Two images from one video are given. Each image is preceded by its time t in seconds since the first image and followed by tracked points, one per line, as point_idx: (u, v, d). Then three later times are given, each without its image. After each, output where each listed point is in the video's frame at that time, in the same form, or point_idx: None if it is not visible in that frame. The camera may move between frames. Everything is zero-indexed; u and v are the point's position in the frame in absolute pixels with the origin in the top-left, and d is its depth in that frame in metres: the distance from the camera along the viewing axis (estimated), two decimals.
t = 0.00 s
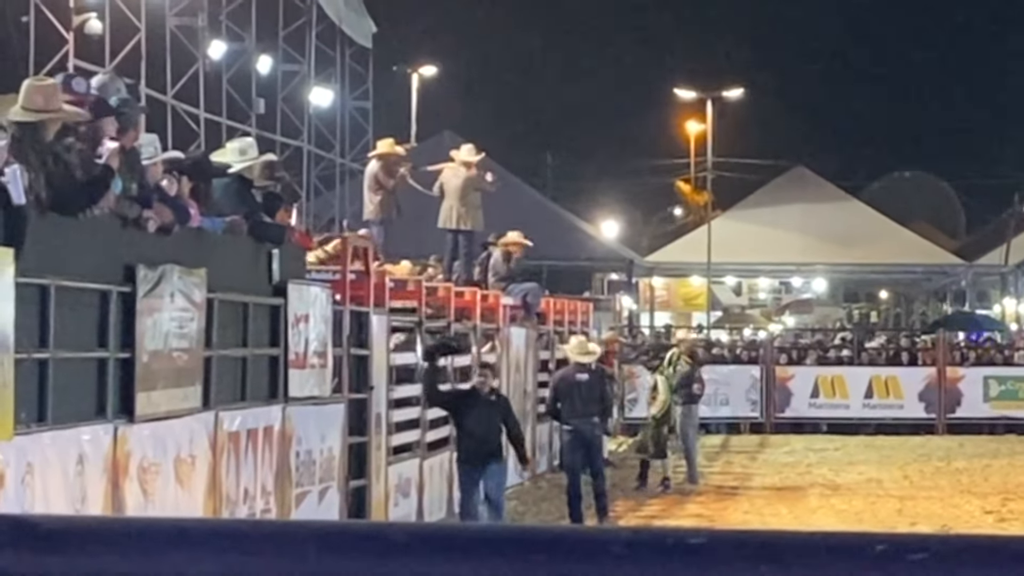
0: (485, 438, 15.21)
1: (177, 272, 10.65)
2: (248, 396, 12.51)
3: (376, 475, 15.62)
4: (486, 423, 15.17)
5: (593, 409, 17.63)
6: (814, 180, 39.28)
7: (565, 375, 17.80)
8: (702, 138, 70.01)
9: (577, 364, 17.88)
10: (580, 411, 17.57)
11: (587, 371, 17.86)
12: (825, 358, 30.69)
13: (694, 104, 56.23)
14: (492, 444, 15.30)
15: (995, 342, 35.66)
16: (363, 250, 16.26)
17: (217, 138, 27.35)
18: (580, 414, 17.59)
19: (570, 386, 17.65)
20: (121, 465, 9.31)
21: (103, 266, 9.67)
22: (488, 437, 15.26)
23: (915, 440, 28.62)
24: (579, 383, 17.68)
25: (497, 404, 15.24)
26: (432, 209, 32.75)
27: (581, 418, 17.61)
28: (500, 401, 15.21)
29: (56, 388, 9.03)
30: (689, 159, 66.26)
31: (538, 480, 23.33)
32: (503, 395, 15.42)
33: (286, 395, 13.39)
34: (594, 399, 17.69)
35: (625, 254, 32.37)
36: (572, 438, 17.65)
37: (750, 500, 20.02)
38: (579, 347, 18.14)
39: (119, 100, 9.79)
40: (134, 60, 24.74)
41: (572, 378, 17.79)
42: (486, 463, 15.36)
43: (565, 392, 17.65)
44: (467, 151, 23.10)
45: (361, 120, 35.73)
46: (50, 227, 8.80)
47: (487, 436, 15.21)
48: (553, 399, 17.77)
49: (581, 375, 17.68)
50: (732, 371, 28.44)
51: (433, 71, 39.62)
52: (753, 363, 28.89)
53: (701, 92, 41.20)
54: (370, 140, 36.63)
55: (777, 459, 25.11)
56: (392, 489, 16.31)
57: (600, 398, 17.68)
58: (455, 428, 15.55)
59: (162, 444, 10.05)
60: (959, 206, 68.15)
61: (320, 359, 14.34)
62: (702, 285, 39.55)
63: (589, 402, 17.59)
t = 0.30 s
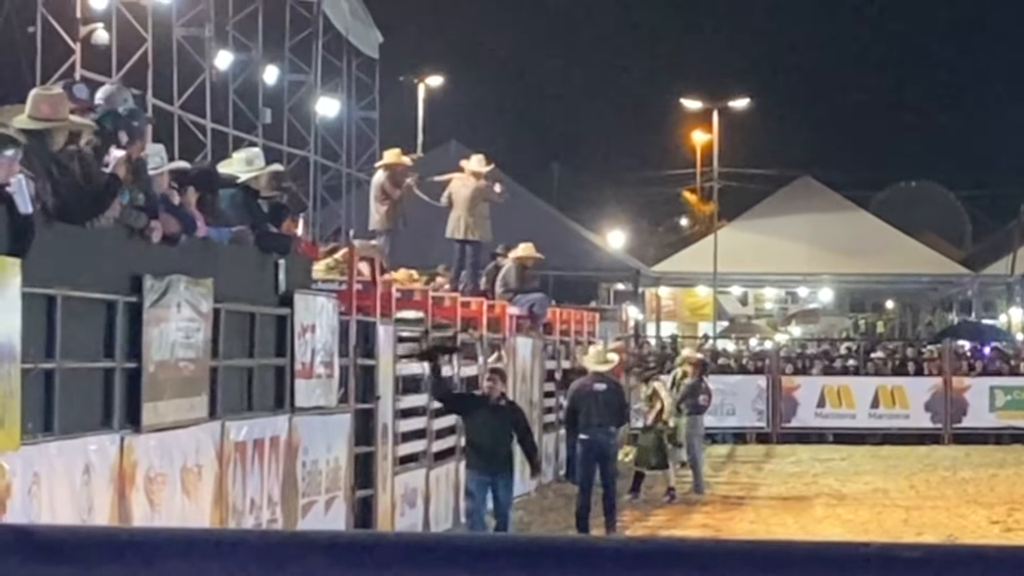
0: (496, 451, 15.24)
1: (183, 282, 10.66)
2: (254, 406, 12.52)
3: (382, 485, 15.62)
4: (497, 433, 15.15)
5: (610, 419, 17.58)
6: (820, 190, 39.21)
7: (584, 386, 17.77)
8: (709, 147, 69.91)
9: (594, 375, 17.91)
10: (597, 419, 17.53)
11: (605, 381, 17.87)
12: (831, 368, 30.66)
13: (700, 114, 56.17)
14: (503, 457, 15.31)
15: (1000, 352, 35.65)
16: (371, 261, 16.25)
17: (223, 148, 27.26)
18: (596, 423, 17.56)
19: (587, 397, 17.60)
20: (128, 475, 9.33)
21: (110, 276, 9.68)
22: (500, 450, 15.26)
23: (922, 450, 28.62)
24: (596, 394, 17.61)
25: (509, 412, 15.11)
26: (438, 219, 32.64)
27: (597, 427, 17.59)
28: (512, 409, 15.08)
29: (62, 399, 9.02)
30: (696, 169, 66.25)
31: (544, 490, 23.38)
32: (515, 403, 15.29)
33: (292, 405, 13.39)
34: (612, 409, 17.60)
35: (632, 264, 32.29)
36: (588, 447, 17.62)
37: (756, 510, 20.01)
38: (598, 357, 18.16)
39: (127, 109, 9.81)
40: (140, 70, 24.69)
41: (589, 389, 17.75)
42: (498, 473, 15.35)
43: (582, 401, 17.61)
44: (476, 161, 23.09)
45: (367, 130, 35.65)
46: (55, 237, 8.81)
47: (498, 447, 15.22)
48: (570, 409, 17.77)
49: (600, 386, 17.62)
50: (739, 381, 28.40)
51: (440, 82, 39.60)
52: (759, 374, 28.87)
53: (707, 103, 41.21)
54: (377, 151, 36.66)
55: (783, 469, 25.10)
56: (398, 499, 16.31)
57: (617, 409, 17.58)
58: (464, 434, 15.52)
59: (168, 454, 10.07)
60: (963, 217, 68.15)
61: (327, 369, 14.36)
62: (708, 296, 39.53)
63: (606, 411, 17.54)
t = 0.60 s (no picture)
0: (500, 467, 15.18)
1: (192, 293, 10.69)
2: (262, 417, 12.55)
3: (389, 497, 15.64)
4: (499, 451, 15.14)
5: (626, 429, 17.61)
6: (828, 200, 39.21)
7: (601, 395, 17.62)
8: (717, 159, 69.96)
9: (611, 385, 17.65)
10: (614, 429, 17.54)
11: (623, 393, 17.66)
12: (838, 379, 30.66)
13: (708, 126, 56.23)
14: (507, 475, 15.30)
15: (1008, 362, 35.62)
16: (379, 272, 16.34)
17: (231, 159, 27.29)
18: (613, 433, 17.57)
19: (604, 407, 17.49)
20: (136, 487, 9.37)
21: (118, 286, 9.73)
22: (502, 468, 15.24)
23: (929, 461, 28.62)
24: (613, 405, 17.51)
25: (505, 428, 15.17)
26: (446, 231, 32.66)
27: (614, 438, 17.59)
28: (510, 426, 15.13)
29: (70, 410, 9.05)
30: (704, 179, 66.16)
31: (551, 501, 23.36)
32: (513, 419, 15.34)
33: (300, 417, 13.41)
34: (628, 420, 17.61)
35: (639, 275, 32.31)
36: (603, 458, 17.70)
37: (764, 521, 20.00)
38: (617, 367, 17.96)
39: (136, 121, 9.92)
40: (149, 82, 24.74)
41: (607, 400, 17.62)
42: (500, 492, 15.36)
43: (600, 412, 17.55)
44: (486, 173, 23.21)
45: (375, 141, 35.71)
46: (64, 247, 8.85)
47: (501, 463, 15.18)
48: (586, 419, 17.70)
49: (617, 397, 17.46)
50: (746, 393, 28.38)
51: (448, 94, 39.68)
52: (767, 385, 28.92)
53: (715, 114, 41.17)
54: (386, 161, 36.66)
55: (791, 480, 25.08)
56: (406, 510, 16.32)
57: (634, 420, 17.58)
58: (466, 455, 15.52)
59: (176, 465, 10.11)
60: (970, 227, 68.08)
61: (335, 380, 14.37)
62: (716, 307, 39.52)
63: (623, 421, 17.55)
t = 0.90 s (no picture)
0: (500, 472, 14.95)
1: (202, 303, 10.73)
2: (272, 427, 12.58)
3: (400, 507, 15.65)
4: (501, 455, 14.90)
5: (638, 439, 17.57)
6: (836, 211, 39.18)
7: (615, 405, 17.77)
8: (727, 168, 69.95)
9: (626, 395, 17.84)
10: (626, 439, 17.53)
11: (636, 402, 17.80)
12: (847, 389, 30.64)
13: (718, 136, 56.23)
14: (507, 480, 15.06)
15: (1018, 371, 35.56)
16: (388, 282, 16.39)
17: (241, 169, 27.34)
18: (625, 444, 17.54)
19: (618, 415, 17.61)
20: (146, 497, 9.40)
21: (129, 296, 9.77)
22: (502, 472, 15.00)
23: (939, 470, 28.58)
24: (626, 414, 17.60)
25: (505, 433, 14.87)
26: (456, 240, 32.66)
27: (626, 448, 17.54)
28: (510, 433, 14.81)
29: (81, 419, 9.08)
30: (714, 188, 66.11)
31: (561, 511, 23.37)
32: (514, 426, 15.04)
33: (311, 426, 13.43)
34: (641, 430, 17.58)
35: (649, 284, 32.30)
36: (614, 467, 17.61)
37: (774, 531, 19.98)
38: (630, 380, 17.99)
39: (147, 133, 9.99)
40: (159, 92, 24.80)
41: (620, 409, 17.76)
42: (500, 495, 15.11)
43: (614, 421, 17.59)
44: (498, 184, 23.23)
45: (386, 151, 35.76)
46: (75, 257, 8.88)
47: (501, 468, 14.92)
48: (600, 428, 17.80)
49: (630, 406, 17.59)
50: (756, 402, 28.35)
51: (457, 104, 39.74)
52: (777, 395, 28.83)
53: (725, 123, 41.14)
54: (396, 171, 36.68)
55: (801, 489, 25.06)
56: (416, 520, 16.33)
57: (645, 431, 17.56)
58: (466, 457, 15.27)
59: (187, 475, 10.14)
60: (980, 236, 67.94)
61: (345, 391, 14.39)
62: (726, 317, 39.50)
63: (635, 432, 17.52)
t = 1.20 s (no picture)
0: (503, 480, 14.96)
1: (214, 312, 10.77)
2: (284, 436, 12.61)
3: (411, 516, 15.68)
4: (507, 462, 14.95)
5: (651, 450, 17.52)
6: (847, 220, 39.18)
7: (626, 413, 17.78)
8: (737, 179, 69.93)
9: (637, 404, 17.88)
10: (638, 449, 17.47)
11: (647, 411, 17.86)
12: (857, 398, 30.65)
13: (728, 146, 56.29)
14: (510, 487, 15.07)
15: None
16: (399, 291, 16.40)
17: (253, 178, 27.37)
18: (636, 453, 17.48)
19: (630, 424, 17.53)
20: (158, 506, 9.44)
21: (141, 306, 9.80)
22: (504, 478, 15.00)
23: (950, 479, 28.56)
24: (638, 423, 17.55)
25: (511, 441, 14.92)
26: (468, 249, 32.67)
27: (637, 457, 17.50)
28: (515, 440, 14.87)
29: (92, 429, 9.11)
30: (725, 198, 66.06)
31: (572, 521, 23.38)
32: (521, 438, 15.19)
33: (322, 435, 13.47)
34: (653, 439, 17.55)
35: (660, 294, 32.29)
36: (625, 476, 17.56)
37: (784, 540, 19.97)
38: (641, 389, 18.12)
39: (160, 142, 10.04)
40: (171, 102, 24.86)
41: (632, 418, 17.71)
42: (500, 504, 15.08)
43: (626, 429, 17.55)
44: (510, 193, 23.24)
45: (397, 161, 35.80)
46: (86, 266, 8.92)
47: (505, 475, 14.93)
48: (612, 437, 17.74)
49: (642, 414, 17.60)
50: (767, 412, 28.31)
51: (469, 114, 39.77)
52: (787, 404, 28.73)
53: (736, 133, 41.14)
54: (407, 181, 36.72)
55: (812, 498, 25.03)
56: (427, 529, 16.35)
57: (658, 440, 17.51)
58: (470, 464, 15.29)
59: (198, 484, 10.19)
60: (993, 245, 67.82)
61: (356, 400, 14.43)
62: (737, 326, 39.47)
63: (648, 441, 17.47)
